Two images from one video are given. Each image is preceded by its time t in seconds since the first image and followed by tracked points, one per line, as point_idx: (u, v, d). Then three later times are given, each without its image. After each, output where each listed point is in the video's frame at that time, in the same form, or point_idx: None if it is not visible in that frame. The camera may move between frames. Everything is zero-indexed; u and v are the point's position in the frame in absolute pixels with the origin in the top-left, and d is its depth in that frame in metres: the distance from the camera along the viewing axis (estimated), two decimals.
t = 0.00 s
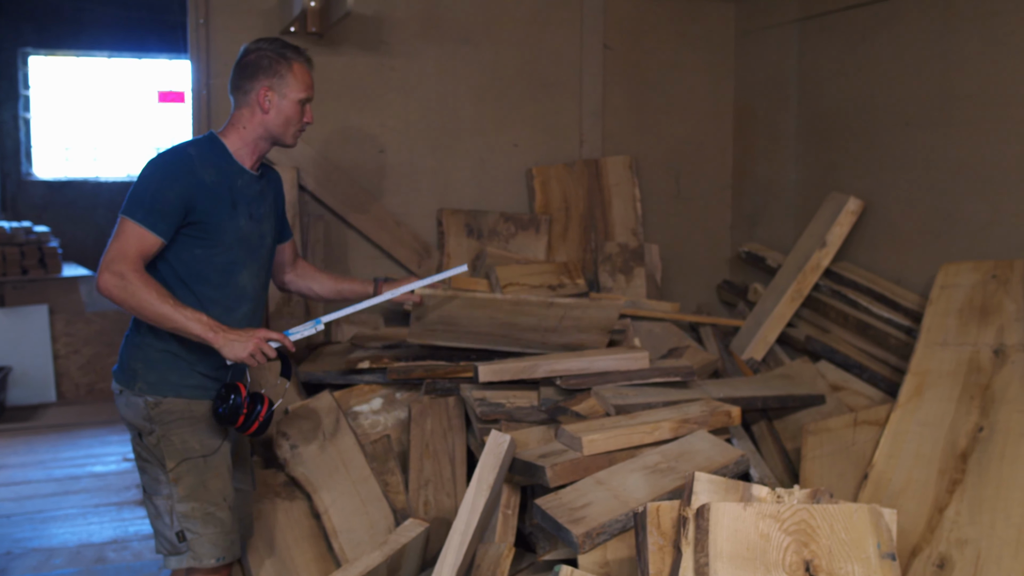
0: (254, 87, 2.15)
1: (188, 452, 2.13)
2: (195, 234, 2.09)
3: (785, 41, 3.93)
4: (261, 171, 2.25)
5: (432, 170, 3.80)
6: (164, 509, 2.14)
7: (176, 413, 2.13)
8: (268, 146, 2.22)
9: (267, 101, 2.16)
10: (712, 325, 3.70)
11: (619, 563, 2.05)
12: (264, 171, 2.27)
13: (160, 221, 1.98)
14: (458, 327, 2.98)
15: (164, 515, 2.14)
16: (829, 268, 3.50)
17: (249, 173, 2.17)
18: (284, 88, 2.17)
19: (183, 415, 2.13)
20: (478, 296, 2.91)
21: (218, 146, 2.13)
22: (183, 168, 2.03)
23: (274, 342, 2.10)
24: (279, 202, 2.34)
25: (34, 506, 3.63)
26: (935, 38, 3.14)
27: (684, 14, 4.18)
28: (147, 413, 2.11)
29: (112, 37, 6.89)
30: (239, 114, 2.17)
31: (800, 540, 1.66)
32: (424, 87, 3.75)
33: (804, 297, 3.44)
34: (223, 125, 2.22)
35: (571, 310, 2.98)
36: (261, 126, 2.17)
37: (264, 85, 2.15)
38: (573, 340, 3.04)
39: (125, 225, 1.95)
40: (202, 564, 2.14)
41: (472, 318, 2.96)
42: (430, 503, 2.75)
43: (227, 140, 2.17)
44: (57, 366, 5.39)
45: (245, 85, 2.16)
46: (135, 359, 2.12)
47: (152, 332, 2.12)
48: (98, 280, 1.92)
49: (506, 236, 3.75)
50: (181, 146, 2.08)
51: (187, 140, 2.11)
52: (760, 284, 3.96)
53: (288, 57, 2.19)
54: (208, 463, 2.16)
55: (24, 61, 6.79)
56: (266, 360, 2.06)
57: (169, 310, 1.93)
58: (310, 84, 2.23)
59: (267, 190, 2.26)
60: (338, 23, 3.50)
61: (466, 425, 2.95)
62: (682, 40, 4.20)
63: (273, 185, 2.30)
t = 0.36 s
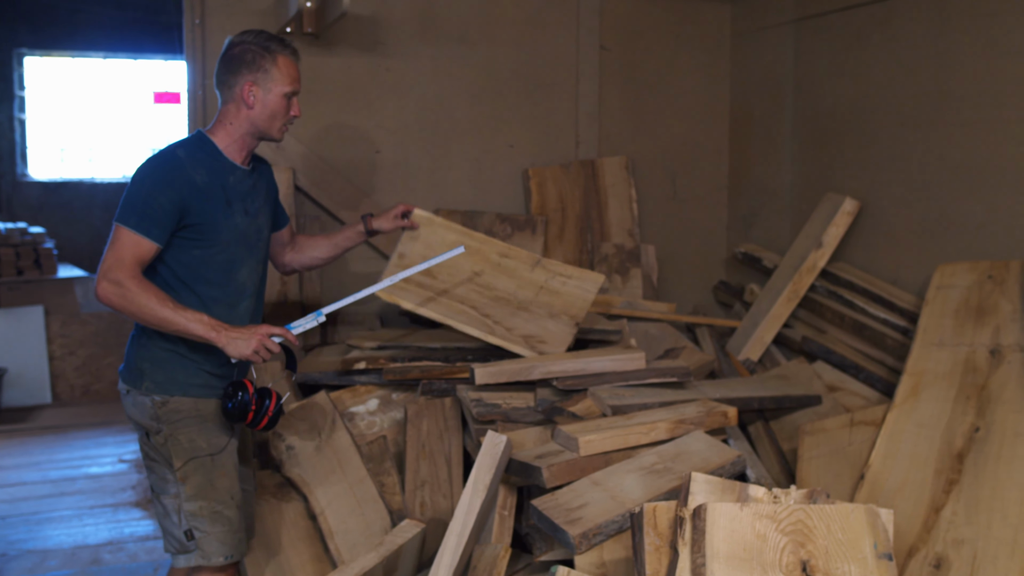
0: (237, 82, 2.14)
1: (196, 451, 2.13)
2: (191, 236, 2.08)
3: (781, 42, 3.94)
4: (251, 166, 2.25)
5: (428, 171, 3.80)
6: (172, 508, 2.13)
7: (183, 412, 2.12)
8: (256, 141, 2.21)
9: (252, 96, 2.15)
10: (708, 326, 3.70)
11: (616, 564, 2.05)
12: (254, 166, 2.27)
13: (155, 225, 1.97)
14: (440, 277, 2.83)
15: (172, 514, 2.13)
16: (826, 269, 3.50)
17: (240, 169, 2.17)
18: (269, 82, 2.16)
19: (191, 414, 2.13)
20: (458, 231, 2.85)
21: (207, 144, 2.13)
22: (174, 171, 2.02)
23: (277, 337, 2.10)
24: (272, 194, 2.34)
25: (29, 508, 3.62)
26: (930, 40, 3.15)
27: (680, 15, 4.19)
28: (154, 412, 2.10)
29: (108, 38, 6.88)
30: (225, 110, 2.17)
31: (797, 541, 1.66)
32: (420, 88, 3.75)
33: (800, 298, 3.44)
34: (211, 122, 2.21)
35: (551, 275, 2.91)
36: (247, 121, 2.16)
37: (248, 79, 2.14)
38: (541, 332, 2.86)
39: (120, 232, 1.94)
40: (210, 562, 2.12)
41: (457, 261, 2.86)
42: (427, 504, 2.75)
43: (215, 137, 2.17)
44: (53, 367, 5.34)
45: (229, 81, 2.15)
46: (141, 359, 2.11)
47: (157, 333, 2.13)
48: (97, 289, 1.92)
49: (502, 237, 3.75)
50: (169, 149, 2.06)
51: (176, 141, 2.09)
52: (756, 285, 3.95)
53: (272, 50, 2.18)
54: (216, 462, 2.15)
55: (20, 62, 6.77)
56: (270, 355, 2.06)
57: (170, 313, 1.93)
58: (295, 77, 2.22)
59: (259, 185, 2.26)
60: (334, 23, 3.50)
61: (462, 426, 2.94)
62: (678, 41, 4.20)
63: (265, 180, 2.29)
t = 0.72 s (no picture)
0: (225, 80, 2.13)
1: (194, 452, 2.12)
2: (186, 234, 2.08)
3: (777, 41, 3.94)
4: (243, 163, 2.24)
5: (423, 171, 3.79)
6: (170, 509, 2.12)
7: (181, 413, 2.12)
8: (246, 139, 2.20)
9: (240, 95, 2.12)
10: (704, 326, 3.70)
11: (611, 563, 2.05)
12: (246, 163, 2.26)
13: (148, 226, 1.96)
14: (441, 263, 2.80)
15: (169, 516, 2.13)
16: (821, 269, 3.50)
17: (232, 167, 2.16)
18: (257, 80, 2.14)
19: (189, 415, 2.13)
20: (480, 212, 2.81)
21: (198, 143, 2.12)
22: (164, 171, 2.01)
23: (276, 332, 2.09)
24: (269, 189, 2.33)
25: (24, 509, 3.61)
26: (926, 40, 3.15)
27: (677, 15, 4.19)
28: (152, 414, 2.10)
29: (103, 38, 6.86)
30: (215, 108, 2.15)
31: (792, 540, 1.66)
32: (416, 88, 3.74)
33: (795, 298, 3.44)
34: (201, 120, 2.20)
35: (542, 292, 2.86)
36: (236, 120, 2.14)
37: (236, 78, 2.12)
38: (503, 337, 2.84)
39: (114, 234, 1.94)
40: (207, 564, 2.11)
41: (466, 241, 2.81)
42: (422, 504, 2.72)
43: (205, 136, 2.15)
44: (49, 367, 5.31)
45: (217, 79, 2.14)
46: (139, 360, 2.11)
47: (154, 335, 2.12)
48: (92, 293, 1.93)
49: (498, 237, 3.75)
50: (159, 149, 2.06)
51: (166, 141, 2.09)
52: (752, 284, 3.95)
53: (261, 48, 2.15)
54: (214, 463, 2.15)
55: (15, 62, 6.74)
56: (268, 351, 2.05)
57: (166, 313, 1.93)
58: (285, 74, 2.19)
59: (254, 180, 2.25)
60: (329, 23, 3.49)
61: (458, 426, 2.93)
62: (674, 42, 4.20)
63: (259, 176, 2.29)
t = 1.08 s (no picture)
0: (208, 76, 2.10)
1: (191, 452, 2.12)
2: (179, 233, 2.07)
3: (773, 42, 3.94)
4: (236, 158, 2.23)
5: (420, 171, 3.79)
6: (166, 509, 2.11)
7: (178, 412, 2.11)
8: (235, 134, 2.17)
9: (224, 90, 2.10)
10: (701, 326, 3.70)
11: (608, 563, 2.04)
12: (239, 157, 2.24)
13: (140, 227, 1.96)
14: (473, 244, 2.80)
15: (165, 516, 2.11)
16: (818, 269, 3.50)
17: (223, 162, 2.15)
18: (241, 74, 2.11)
19: (186, 414, 2.12)
20: (516, 221, 2.44)
21: (187, 141, 2.10)
22: (151, 170, 2.00)
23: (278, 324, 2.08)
24: (263, 181, 2.32)
25: (20, 509, 3.59)
26: (922, 40, 3.15)
27: (673, 15, 4.19)
28: (149, 413, 2.09)
29: (99, 38, 6.84)
30: (201, 105, 2.13)
31: (789, 540, 1.66)
32: (413, 88, 3.74)
33: (792, 298, 3.44)
34: (190, 118, 2.18)
35: (544, 318, 2.62)
36: (222, 116, 2.12)
37: (218, 73, 2.10)
38: (511, 327, 2.88)
39: (106, 238, 1.94)
40: (203, 564, 2.11)
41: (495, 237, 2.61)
42: (419, 504, 2.74)
43: (194, 133, 2.14)
44: (44, 368, 5.26)
45: (201, 76, 2.11)
46: (138, 359, 2.10)
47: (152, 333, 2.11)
48: (92, 299, 1.93)
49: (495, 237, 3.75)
50: (145, 149, 2.04)
51: (153, 141, 2.08)
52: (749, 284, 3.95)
53: (242, 41, 2.12)
54: (211, 463, 2.15)
55: (10, 61, 6.72)
56: (272, 343, 2.04)
57: (167, 312, 1.93)
58: (269, 66, 2.16)
59: (246, 173, 2.23)
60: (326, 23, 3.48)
61: (454, 426, 2.93)
62: (671, 41, 4.20)
63: (252, 169, 2.28)
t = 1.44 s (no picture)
0: (201, 78, 2.09)
1: (195, 451, 2.11)
2: (180, 238, 2.06)
3: (770, 41, 3.94)
4: (229, 159, 2.23)
5: (417, 170, 3.78)
6: (170, 509, 2.10)
7: (181, 413, 2.11)
8: (229, 134, 2.17)
9: (217, 92, 2.09)
10: (697, 325, 3.71)
11: (606, 563, 2.04)
12: (232, 158, 2.24)
13: (143, 233, 1.95)
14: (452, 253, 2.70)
15: (170, 516, 2.10)
16: (815, 268, 3.50)
17: (219, 164, 2.15)
18: (234, 75, 2.10)
19: (188, 414, 2.12)
20: (499, 238, 2.38)
21: (183, 144, 2.10)
22: (153, 176, 1.99)
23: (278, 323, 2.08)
24: (254, 183, 2.32)
25: (16, 509, 3.58)
26: (919, 39, 3.15)
27: (670, 15, 4.19)
28: (152, 414, 2.08)
29: (95, 37, 6.83)
30: (195, 107, 2.13)
31: (786, 539, 1.66)
32: (409, 87, 3.73)
33: (789, 297, 3.45)
34: (183, 119, 2.17)
35: (539, 323, 2.58)
36: (217, 117, 2.11)
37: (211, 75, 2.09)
38: (501, 329, 2.82)
39: (108, 246, 1.92)
40: (209, 563, 2.10)
41: (480, 251, 2.52)
42: (416, 503, 2.73)
43: (189, 135, 2.13)
44: (40, 368, 5.22)
45: (194, 78, 2.10)
46: (138, 360, 2.09)
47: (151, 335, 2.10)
48: (92, 305, 1.91)
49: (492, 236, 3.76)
50: (146, 154, 2.03)
51: (150, 146, 2.06)
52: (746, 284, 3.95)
53: (234, 41, 2.11)
54: (214, 462, 2.14)
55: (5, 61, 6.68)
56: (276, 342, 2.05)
57: (171, 319, 1.93)
58: (262, 65, 2.15)
59: (240, 176, 2.24)
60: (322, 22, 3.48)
61: (451, 425, 2.92)
62: (668, 41, 4.20)
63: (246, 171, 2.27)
